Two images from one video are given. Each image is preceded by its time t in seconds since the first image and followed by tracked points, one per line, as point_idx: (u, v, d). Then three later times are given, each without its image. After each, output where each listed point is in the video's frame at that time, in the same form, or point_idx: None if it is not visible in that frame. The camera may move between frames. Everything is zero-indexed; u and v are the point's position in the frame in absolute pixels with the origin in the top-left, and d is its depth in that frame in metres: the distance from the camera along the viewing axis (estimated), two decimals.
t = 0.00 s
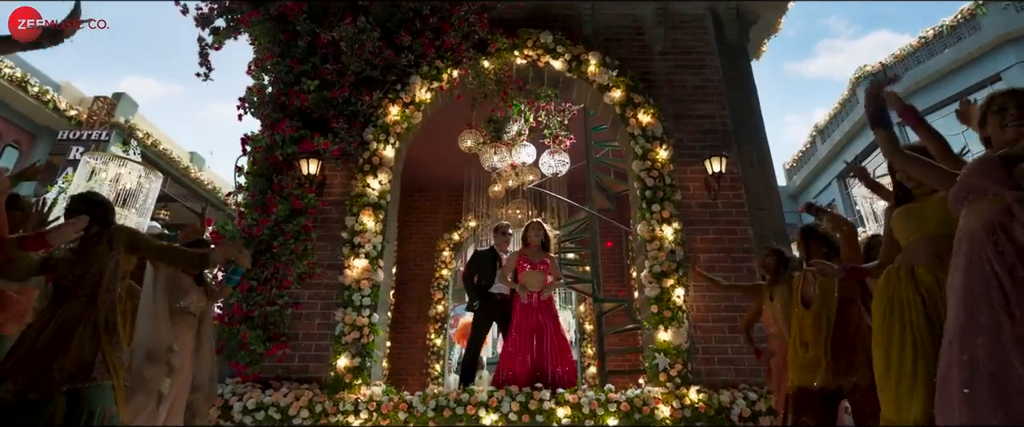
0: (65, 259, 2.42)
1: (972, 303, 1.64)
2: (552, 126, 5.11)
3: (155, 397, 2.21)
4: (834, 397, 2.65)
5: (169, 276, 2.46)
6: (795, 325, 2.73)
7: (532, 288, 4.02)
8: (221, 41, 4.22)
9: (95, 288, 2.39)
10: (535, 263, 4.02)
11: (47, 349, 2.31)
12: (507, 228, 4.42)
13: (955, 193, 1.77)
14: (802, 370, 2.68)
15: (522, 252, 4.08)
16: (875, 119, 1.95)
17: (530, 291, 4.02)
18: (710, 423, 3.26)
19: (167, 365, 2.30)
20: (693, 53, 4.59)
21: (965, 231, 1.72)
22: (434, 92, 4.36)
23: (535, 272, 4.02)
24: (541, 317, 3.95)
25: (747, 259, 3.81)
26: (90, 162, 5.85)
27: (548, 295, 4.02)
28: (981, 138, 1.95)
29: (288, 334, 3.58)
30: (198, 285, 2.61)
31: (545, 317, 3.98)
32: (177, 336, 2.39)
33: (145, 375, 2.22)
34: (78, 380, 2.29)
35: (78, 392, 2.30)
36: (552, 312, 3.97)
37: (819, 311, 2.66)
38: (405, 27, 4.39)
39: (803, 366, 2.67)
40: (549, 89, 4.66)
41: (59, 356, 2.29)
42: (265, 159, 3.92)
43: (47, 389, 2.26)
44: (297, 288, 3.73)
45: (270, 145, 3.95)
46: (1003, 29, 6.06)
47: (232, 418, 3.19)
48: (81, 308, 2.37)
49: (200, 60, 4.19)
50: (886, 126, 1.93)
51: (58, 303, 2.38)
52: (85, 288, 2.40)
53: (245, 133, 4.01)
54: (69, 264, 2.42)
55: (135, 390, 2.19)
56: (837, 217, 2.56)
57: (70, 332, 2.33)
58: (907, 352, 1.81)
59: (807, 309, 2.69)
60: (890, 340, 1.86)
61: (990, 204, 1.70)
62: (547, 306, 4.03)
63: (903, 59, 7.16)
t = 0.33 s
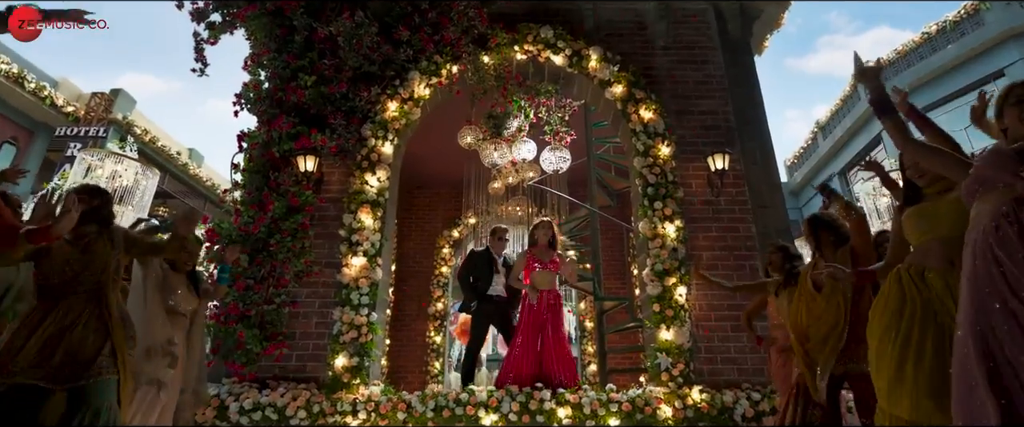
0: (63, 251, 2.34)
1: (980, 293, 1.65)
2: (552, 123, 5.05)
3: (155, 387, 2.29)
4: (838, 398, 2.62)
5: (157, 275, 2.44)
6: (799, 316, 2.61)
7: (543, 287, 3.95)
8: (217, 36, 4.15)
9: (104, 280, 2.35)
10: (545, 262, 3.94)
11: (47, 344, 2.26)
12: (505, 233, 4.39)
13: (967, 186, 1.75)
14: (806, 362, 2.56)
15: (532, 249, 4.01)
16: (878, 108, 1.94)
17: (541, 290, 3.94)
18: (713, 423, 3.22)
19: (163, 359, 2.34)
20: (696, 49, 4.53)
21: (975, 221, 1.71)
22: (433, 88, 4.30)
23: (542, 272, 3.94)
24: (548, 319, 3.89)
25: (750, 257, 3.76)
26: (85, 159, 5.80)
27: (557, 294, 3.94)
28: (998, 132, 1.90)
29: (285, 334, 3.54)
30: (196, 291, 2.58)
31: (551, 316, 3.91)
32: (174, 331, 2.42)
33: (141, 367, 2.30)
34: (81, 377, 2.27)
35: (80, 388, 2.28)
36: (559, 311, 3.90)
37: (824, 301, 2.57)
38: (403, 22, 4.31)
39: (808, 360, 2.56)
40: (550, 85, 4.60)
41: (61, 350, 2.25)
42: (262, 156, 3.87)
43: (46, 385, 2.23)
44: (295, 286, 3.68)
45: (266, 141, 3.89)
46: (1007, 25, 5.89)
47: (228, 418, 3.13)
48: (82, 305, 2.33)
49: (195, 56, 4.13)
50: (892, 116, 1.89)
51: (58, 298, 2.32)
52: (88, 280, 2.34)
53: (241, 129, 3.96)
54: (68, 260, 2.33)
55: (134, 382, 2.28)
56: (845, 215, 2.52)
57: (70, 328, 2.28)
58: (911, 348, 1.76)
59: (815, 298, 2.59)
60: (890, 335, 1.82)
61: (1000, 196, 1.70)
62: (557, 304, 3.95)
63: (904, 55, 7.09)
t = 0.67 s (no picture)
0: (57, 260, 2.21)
1: (1000, 307, 1.60)
2: (552, 120, 5.00)
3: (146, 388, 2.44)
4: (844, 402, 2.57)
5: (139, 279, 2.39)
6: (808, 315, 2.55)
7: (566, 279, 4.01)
8: (212, 31, 4.09)
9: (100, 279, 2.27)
10: (564, 255, 4.00)
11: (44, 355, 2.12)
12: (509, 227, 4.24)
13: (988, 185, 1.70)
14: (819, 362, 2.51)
15: (548, 244, 4.06)
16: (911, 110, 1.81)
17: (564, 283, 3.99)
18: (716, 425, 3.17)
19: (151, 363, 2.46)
20: (698, 45, 4.47)
21: (999, 229, 1.65)
22: (431, 85, 4.24)
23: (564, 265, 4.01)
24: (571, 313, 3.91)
25: (753, 257, 3.71)
26: (80, 156, 5.57)
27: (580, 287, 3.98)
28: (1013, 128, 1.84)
29: (281, 334, 3.49)
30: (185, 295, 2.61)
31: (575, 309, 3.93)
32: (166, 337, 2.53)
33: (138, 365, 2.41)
34: (80, 384, 2.14)
35: (79, 396, 2.13)
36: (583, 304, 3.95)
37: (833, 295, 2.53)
38: (402, 17, 4.24)
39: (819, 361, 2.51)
40: (550, 82, 4.54)
41: (61, 357, 2.13)
42: (258, 154, 3.82)
43: (42, 395, 2.08)
44: (291, 286, 3.63)
45: (262, 138, 3.84)
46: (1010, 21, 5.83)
47: (223, 421, 3.08)
48: (80, 311, 2.21)
49: (190, 52, 4.06)
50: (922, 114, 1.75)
51: (50, 306, 2.17)
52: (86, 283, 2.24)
53: (236, 126, 3.90)
54: (63, 267, 2.21)
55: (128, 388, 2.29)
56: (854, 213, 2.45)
57: (69, 335, 2.16)
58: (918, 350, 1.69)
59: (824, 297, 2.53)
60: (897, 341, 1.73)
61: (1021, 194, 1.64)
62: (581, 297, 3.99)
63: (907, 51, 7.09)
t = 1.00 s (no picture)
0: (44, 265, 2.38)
1: None
2: (553, 117, 4.92)
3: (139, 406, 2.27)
4: (851, 405, 2.52)
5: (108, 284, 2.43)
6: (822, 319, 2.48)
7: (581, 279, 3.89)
8: (206, 26, 4.02)
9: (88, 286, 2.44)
10: (581, 254, 3.87)
11: (38, 369, 2.30)
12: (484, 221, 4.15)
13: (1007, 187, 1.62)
14: (840, 370, 2.40)
15: (566, 244, 3.95)
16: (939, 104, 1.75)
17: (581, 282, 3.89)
18: None
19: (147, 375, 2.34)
20: (701, 40, 4.40)
21: None
22: (429, 81, 4.16)
23: (581, 263, 3.90)
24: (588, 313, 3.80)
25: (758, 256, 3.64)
26: (74, 154, 5.40)
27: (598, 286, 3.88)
28: None
29: (277, 335, 3.43)
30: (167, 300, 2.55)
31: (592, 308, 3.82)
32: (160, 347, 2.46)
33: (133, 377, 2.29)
34: (74, 396, 2.35)
35: (70, 410, 2.33)
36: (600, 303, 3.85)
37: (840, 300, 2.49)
38: (399, 13, 4.18)
39: (840, 368, 2.40)
40: (551, 79, 4.46)
41: (54, 370, 2.34)
42: (253, 151, 3.75)
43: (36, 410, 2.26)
44: (287, 287, 3.56)
45: (257, 136, 3.78)
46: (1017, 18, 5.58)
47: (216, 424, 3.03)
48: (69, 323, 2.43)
49: (184, 47, 3.99)
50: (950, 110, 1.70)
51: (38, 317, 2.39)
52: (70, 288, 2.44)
53: (231, 123, 3.84)
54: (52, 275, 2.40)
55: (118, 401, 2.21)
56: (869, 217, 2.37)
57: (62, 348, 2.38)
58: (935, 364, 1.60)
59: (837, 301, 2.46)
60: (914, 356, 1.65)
61: None
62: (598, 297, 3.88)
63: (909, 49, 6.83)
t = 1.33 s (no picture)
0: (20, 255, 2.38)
1: None
2: (554, 112, 4.83)
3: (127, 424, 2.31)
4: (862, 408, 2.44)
5: (84, 287, 2.54)
6: (839, 320, 2.44)
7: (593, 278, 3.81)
8: (199, 18, 3.93)
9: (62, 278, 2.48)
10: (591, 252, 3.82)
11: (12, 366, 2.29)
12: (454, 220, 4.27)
13: None
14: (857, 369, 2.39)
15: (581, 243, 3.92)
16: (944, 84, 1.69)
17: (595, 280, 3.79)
18: None
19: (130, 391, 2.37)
20: (705, 34, 4.31)
21: None
22: (428, 75, 4.07)
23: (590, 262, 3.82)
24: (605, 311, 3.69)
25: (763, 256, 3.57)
26: (68, 150, 5.32)
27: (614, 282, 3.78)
28: None
29: (272, 335, 3.35)
30: (152, 307, 2.58)
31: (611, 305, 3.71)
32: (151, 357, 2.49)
33: (123, 396, 2.35)
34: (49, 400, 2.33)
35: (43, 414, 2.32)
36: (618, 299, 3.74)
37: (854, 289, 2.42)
38: (397, 5, 4.10)
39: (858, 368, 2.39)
40: (551, 73, 4.36)
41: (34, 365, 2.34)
42: (247, 147, 3.68)
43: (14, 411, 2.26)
44: (282, 285, 3.48)
45: (251, 131, 3.70)
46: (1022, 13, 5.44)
47: None
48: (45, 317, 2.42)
49: (176, 40, 3.91)
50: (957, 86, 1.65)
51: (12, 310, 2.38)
52: (52, 281, 2.45)
53: (224, 118, 3.76)
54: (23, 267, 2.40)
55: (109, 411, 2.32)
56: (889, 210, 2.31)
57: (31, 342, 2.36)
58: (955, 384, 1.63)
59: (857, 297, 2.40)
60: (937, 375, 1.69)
61: None
62: (616, 295, 3.74)
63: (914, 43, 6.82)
